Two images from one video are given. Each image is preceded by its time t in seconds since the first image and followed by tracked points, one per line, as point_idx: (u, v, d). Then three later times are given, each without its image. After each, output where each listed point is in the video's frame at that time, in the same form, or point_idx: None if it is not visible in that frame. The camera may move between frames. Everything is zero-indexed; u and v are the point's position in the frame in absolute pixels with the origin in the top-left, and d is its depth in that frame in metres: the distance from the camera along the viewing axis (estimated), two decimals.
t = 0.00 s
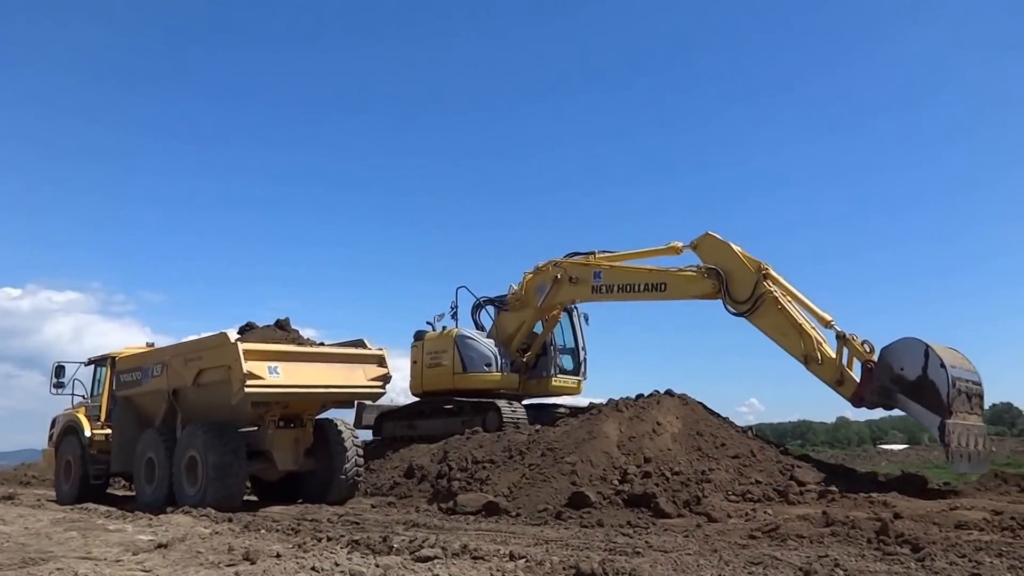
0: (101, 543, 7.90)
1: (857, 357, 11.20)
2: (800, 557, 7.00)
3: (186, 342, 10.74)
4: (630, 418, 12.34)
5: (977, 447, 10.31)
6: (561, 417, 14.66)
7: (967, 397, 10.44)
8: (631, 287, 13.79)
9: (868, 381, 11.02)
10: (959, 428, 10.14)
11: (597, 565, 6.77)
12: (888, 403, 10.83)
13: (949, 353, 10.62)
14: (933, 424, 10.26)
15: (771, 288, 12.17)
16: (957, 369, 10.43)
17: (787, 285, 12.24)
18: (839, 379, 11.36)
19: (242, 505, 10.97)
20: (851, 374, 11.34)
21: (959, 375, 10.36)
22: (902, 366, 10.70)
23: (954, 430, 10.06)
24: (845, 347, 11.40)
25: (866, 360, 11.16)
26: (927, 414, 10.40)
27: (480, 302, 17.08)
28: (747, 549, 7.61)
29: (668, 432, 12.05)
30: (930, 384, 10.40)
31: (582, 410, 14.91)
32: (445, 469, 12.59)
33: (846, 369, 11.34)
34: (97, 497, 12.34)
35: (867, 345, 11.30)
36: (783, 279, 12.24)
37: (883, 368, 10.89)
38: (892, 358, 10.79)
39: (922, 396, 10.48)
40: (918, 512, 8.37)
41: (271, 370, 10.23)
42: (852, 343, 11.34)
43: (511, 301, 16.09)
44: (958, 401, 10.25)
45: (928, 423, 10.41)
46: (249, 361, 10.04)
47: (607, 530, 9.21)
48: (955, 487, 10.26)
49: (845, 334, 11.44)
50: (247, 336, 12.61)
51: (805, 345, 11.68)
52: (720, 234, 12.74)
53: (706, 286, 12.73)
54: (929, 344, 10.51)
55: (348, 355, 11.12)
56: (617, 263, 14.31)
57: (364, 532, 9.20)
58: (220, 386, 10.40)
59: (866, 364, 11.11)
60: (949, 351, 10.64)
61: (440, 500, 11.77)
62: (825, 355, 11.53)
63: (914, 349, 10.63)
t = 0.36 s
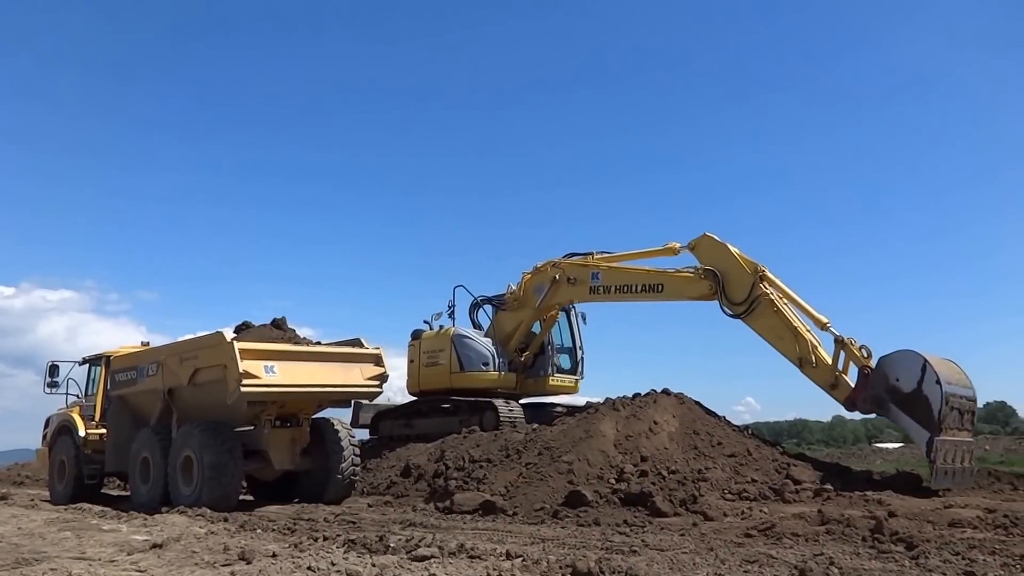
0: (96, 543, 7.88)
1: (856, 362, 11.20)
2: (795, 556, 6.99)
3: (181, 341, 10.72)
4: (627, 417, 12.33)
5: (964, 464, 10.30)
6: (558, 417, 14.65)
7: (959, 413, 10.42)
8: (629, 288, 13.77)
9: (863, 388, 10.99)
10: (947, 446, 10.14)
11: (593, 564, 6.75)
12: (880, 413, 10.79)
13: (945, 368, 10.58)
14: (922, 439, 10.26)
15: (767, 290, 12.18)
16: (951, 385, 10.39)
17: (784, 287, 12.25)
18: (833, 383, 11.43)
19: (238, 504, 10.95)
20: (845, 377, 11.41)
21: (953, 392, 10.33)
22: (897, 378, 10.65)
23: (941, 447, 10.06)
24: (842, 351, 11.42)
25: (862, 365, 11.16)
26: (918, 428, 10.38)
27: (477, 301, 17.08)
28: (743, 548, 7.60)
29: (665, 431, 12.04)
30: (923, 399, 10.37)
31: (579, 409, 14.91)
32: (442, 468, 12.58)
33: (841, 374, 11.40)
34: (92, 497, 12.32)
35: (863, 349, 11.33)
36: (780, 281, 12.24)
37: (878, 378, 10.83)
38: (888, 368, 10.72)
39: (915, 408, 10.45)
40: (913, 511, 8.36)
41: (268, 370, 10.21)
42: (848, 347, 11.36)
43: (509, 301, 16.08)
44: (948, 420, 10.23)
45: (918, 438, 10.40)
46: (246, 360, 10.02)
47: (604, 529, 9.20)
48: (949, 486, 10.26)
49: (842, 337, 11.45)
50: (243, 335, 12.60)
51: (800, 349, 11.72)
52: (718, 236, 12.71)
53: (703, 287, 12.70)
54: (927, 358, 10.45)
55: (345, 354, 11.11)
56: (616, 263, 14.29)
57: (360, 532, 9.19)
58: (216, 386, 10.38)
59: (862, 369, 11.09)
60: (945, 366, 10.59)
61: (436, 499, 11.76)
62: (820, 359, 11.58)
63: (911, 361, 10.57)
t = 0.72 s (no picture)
0: (95, 544, 7.87)
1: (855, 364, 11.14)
2: (795, 554, 6.96)
3: (180, 341, 10.71)
4: (627, 416, 12.29)
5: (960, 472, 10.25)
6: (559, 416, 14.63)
7: (954, 420, 10.37)
8: (630, 288, 13.74)
9: (861, 389, 10.90)
10: (940, 453, 10.11)
11: (592, 563, 6.72)
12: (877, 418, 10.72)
13: (942, 375, 10.54)
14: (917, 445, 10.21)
15: (768, 290, 12.13)
16: (948, 393, 10.33)
17: (784, 287, 12.20)
18: (831, 385, 11.40)
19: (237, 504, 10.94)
20: (842, 379, 11.37)
21: (949, 399, 10.29)
22: (894, 383, 10.61)
23: (934, 454, 10.02)
24: (841, 353, 11.36)
25: (860, 368, 11.11)
26: (912, 434, 10.33)
27: (478, 300, 17.05)
28: (743, 546, 7.57)
29: (666, 430, 12.00)
30: (919, 405, 10.32)
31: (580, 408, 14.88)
32: (443, 468, 12.57)
33: (838, 376, 11.36)
34: (90, 497, 12.31)
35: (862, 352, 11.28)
36: (781, 281, 12.19)
37: (875, 383, 10.78)
38: (886, 373, 10.68)
39: (911, 415, 10.40)
40: (913, 508, 8.34)
41: (268, 369, 10.19)
42: (848, 350, 11.30)
43: (511, 301, 16.05)
44: (943, 427, 10.19)
45: (913, 444, 10.36)
46: (246, 360, 10.00)
47: (604, 528, 9.17)
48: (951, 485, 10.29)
49: (842, 339, 11.39)
50: (243, 335, 12.59)
51: (799, 350, 11.68)
52: (720, 235, 12.67)
53: (705, 286, 12.67)
54: (924, 365, 10.41)
55: (345, 354, 11.10)
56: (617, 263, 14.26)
57: (360, 531, 9.17)
58: (215, 385, 10.37)
59: (860, 372, 11.03)
60: (942, 373, 10.54)
61: (437, 499, 11.73)
62: (818, 360, 11.54)
63: (909, 368, 10.53)
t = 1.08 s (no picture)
0: (96, 543, 7.88)
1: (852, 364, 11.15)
2: (795, 553, 6.96)
3: (181, 340, 10.71)
4: (628, 415, 12.30)
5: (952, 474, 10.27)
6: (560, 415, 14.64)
7: (948, 421, 10.38)
8: (629, 283, 13.75)
9: (856, 387, 10.93)
10: (934, 454, 10.13)
11: (593, 562, 6.73)
12: (871, 417, 10.74)
13: (938, 376, 10.55)
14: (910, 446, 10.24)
15: (766, 286, 12.13)
16: (944, 394, 10.34)
17: (783, 284, 12.21)
18: (827, 383, 11.42)
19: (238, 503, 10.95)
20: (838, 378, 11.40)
21: (944, 400, 10.29)
22: (889, 383, 10.61)
23: (926, 455, 10.04)
24: (838, 352, 11.37)
25: (857, 367, 11.12)
26: (906, 435, 10.35)
27: (479, 299, 17.05)
28: (743, 545, 7.59)
29: (666, 428, 12.01)
30: (914, 407, 10.32)
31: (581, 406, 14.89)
32: (443, 467, 12.57)
33: (834, 374, 11.38)
34: (92, 496, 12.32)
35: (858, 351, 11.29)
36: (780, 277, 12.20)
37: (870, 382, 10.79)
38: (882, 373, 10.69)
39: (905, 416, 10.40)
40: (913, 507, 8.35)
41: (269, 368, 10.20)
42: (845, 348, 11.31)
43: (511, 299, 16.05)
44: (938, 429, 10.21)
45: (907, 445, 10.37)
46: (246, 359, 10.00)
47: (605, 527, 9.18)
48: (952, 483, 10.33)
49: (839, 337, 11.39)
50: (243, 334, 12.59)
51: (796, 346, 11.71)
52: (721, 228, 12.67)
53: (704, 279, 12.67)
54: (921, 366, 10.41)
55: (346, 353, 11.11)
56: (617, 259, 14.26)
57: (361, 530, 9.17)
58: (216, 384, 10.38)
59: (857, 371, 11.05)
60: (938, 374, 10.55)
61: (438, 498, 11.74)
62: (815, 357, 11.55)
63: (905, 369, 10.53)
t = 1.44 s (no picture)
0: (98, 543, 7.88)
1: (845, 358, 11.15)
2: (797, 552, 6.96)
3: (183, 339, 10.72)
4: (630, 414, 12.30)
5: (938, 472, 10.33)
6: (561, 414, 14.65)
7: (937, 419, 10.40)
8: (628, 275, 13.75)
9: (848, 380, 10.94)
10: (921, 451, 10.21)
11: (594, 561, 6.73)
12: (861, 410, 10.78)
13: (930, 374, 10.55)
14: (898, 442, 10.32)
15: (764, 276, 12.14)
16: (935, 392, 10.35)
17: (782, 274, 12.20)
18: (819, 375, 11.43)
19: (240, 503, 10.95)
20: (831, 370, 11.42)
21: (935, 398, 10.31)
22: (881, 379, 10.62)
23: (913, 452, 10.14)
24: (833, 345, 11.37)
25: (850, 361, 11.13)
26: (895, 431, 10.40)
27: (479, 298, 17.05)
28: (745, 544, 7.59)
29: (668, 427, 12.01)
30: (904, 404, 10.36)
31: (582, 405, 14.88)
32: (445, 466, 12.57)
33: (827, 367, 11.40)
34: (94, 496, 12.32)
35: (852, 345, 11.29)
36: (779, 268, 12.19)
37: (862, 377, 10.80)
38: (874, 369, 10.69)
39: (895, 411, 10.43)
40: (916, 506, 8.35)
41: (270, 367, 10.20)
42: (839, 342, 11.31)
43: (511, 297, 16.05)
44: (926, 427, 10.26)
45: (894, 441, 10.45)
46: (248, 359, 10.01)
47: (606, 526, 9.18)
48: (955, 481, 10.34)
49: (833, 331, 11.39)
50: (245, 334, 12.60)
51: (791, 337, 11.73)
52: (722, 215, 12.64)
53: (703, 267, 12.66)
54: (913, 364, 10.41)
55: (348, 353, 11.12)
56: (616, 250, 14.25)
57: (362, 529, 9.18)
58: (217, 384, 10.38)
59: (850, 366, 11.05)
60: (930, 372, 10.55)
61: (439, 497, 11.75)
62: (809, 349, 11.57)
63: (898, 365, 10.53)
